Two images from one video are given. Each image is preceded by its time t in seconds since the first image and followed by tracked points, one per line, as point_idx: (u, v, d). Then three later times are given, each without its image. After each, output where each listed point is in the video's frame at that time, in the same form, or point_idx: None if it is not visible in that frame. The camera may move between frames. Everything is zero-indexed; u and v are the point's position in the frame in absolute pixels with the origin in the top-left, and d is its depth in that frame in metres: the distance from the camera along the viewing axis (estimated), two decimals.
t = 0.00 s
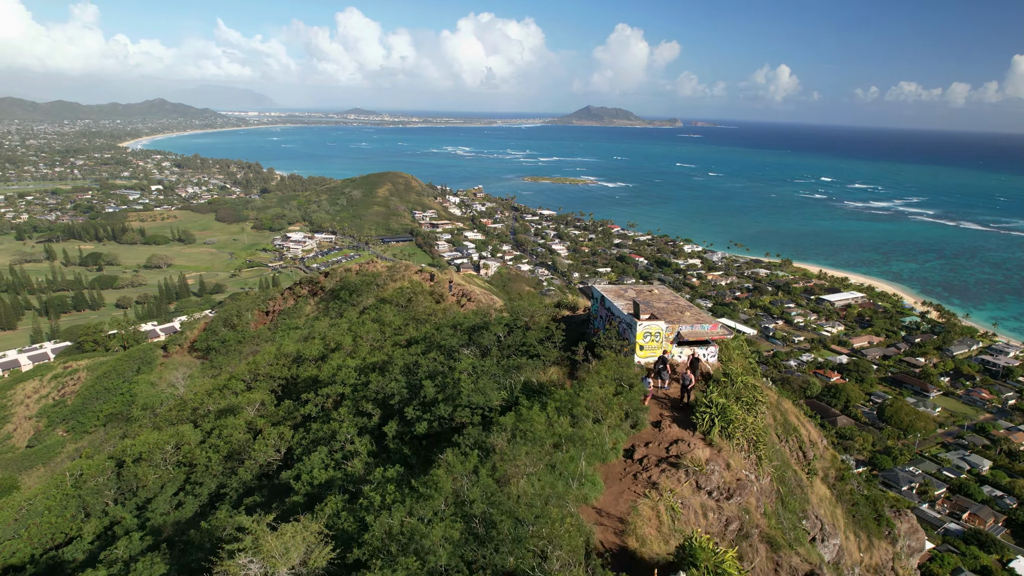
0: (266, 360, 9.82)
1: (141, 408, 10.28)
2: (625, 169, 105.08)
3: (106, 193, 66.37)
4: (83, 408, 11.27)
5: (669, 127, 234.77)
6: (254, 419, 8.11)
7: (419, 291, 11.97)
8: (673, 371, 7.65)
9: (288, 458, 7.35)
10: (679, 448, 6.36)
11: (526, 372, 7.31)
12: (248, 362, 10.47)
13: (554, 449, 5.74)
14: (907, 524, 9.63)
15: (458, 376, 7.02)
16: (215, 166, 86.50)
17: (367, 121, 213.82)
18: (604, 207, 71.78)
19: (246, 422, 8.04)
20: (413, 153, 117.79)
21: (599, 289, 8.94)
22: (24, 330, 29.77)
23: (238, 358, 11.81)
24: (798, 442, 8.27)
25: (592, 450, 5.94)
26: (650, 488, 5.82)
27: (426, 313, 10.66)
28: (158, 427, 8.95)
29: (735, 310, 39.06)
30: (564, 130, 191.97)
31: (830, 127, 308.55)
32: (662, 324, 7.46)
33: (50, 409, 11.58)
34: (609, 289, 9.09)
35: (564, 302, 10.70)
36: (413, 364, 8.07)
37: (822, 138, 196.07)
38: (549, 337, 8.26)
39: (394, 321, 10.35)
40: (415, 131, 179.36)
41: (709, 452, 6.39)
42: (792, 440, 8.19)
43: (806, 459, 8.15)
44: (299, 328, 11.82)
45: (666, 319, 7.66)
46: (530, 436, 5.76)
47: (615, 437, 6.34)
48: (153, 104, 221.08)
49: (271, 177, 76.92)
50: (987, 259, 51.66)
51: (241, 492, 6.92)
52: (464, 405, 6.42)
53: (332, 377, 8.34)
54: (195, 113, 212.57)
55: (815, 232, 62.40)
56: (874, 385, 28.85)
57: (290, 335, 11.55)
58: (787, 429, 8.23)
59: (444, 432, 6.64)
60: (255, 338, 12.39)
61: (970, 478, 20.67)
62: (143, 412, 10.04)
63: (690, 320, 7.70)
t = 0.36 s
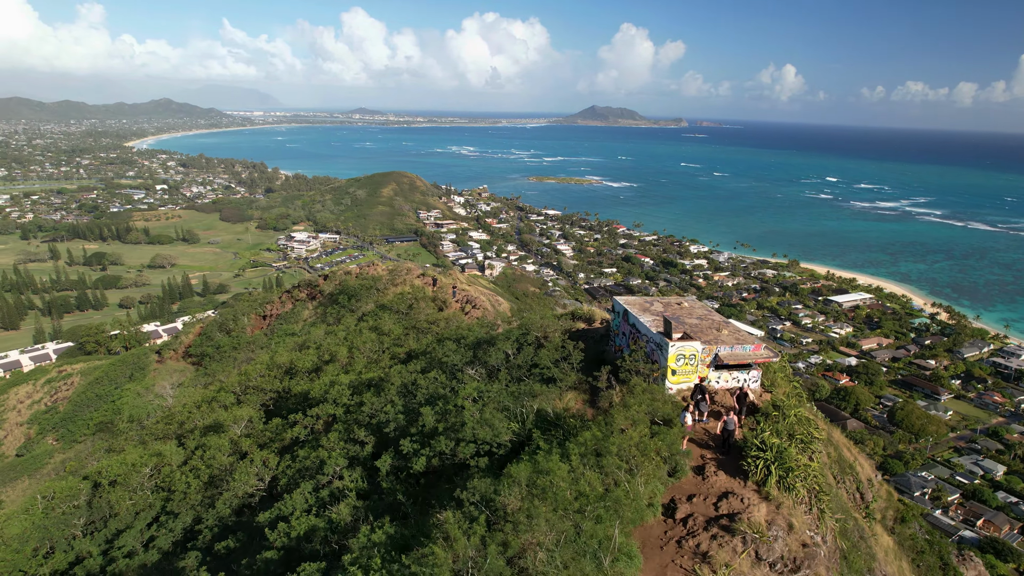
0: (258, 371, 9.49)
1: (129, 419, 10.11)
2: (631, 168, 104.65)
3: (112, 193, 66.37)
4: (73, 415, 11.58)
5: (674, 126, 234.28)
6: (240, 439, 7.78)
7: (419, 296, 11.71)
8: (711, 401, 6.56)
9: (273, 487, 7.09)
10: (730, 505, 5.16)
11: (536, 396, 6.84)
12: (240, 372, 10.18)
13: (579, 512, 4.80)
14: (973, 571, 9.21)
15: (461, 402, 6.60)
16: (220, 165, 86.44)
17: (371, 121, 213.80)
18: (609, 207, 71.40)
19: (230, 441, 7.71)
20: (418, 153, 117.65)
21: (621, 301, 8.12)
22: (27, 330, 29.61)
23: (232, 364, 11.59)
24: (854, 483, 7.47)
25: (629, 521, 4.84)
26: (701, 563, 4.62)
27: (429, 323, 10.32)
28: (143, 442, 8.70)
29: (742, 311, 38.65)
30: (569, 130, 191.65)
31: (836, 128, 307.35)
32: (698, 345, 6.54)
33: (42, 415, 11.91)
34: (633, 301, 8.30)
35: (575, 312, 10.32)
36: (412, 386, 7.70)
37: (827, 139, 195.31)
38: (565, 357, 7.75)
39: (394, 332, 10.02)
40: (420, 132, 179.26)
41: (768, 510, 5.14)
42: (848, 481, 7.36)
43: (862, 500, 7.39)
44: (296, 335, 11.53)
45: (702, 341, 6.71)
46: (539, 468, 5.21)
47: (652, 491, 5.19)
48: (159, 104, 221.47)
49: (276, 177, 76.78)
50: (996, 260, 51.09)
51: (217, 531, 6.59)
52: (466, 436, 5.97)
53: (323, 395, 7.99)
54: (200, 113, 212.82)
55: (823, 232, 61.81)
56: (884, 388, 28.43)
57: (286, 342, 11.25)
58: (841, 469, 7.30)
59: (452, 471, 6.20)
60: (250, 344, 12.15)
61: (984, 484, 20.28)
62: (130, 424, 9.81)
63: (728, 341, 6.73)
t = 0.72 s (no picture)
0: (255, 384, 9.24)
1: (126, 427, 10.08)
2: (641, 169, 104.11)
3: (124, 192, 66.55)
4: (71, 422, 11.70)
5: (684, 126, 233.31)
6: (229, 460, 7.59)
7: (424, 303, 11.41)
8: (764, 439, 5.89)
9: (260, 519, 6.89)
10: None
11: (556, 424, 6.32)
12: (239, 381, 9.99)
13: None
14: None
15: (469, 434, 6.15)
16: (231, 165, 86.67)
17: (382, 121, 214.21)
18: (620, 207, 70.96)
19: (218, 462, 7.53)
20: (428, 153, 117.64)
21: (653, 318, 7.59)
22: (38, 330, 29.68)
23: (233, 371, 11.52)
24: (934, 537, 5.60)
25: None
26: None
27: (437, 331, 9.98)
28: (133, 455, 8.59)
29: (755, 313, 38.17)
30: (579, 130, 191.20)
31: (848, 128, 305.04)
32: (749, 373, 5.89)
33: (41, 420, 12.05)
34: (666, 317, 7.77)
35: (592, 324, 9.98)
36: (414, 408, 7.33)
37: (840, 139, 193.69)
38: (589, 384, 7.22)
39: (399, 341, 9.65)
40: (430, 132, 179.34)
41: None
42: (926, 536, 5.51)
43: (943, 559, 5.47)
44: (300, 341, 11.24)
45: (753, 368, 6.07)
46: (564, 525, 4.58)
47: (708, 572, 4.25)
48: (170, 104, 222.71)
49: (287, 177, 76.87)
50: (1014, 262, 50.31)
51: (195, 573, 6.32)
52: (475, 471, 5.60)
53: (319, 417, 7.60)
54: (212, 112, 213.86)
55: (836, 233, 61.11)
56: (900, 392, 27.92)
57: (290, 348, 10.96)
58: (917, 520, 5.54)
59: (459, 520, 5.81)
60: (253, 351, 12.07)
61: (1005, 491, 19.79)
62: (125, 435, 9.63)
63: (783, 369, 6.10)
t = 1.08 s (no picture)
0: (245, 400, 8.37)
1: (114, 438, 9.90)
2: (650, 169, 103.61)
3: (133, 192, 66.69)
4: (63, 431, 11.66)
5: (693, 127, 232.46)
6: (208, 489, 6.56)
7: (427, 311, 11.01)
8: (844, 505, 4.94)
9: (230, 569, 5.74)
10: None
11: (579, 478, 5.62)
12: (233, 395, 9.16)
13: None
14: None
15: (473, 486, 5.05)
16: (240, 166, 86.86)
17: (390, 121, 214.50)
18: (629, 208, 70.53)
19: (196, 492, 6.48)
20: (436, 153, 117.57)
21: (693, 344, 6.92)
22: (45, 330, 29.65)
23: (230, 379, 11.38)
24: None
25: None
26: None
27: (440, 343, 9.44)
28: (116, 474, 7.56)
29: (766, 315, 37.66)
30: (587, 131, 190.81)
31: (858, 129, 303.41)
32: (822, 419, 5.05)
33: (35, 428, 12.10)
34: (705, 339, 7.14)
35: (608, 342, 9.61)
36: (412, 442, 6.40)
37: (850, 139, 192.56)
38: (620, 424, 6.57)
39: (399, 355, 8.89)
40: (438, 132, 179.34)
41: None
42: None
43: None
44: (297, 353, 10.69)
45: (824, 413, 5.22)
46: None
47: None
48: (180, 105, 224.01)
49: (295, 177, 76.89)
50: None
51: None
52: (483, 533, 4.50)
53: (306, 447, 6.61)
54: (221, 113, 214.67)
55: (847, 234, 60.45)
56: (915, 397, 27.34)
57: (286, 360, 10.44)
58: None
59: None
60: (247, 358, 11.94)
61: None
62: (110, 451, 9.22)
63: (861, 414, 5.25)
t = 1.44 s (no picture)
0: (228, 419, 7.89)
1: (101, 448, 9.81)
2: (655, 170, 103.19)
3: (137, 192, 66.68)
4: (48, 442, 11.54)
5: (698, 127, 231.67)
6: (177, 527, 6.07)
7: (427, 322, 10.65)
8: None
9: None
10: None
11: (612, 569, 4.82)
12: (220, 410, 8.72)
13: None
14: None
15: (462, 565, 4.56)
16: (245, 166, 86.85)
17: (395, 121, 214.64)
18: (634, 208, 70.21)
19: (164, 528, 6.02)
20: (441, 153, 117.52)
21: (751, 385, 6.53)
22: (47, 331, 29.52)
23: (220, 389, 11.19)
24: None
25: None
26: None
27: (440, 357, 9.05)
28: (88, 497, 7.05)
29: (774, 317, 37.29)
30: (592, 132, 190.40)
31: (864, 129, 301.99)
32: (937, 497, 4.59)
33: (21, 437, 11.98)
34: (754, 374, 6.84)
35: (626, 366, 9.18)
36: (403, 490, 5.85)
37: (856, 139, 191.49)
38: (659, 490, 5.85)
39: (394, 373, 8.34)
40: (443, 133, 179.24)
41: None
42: None
43: None
44: (289, 365, 10.26)
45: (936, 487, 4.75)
46: None
47: None
48: (185, 104, 224.78)
49: (299, 178, 76.80)
50: None
51: None
52: None
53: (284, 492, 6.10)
54: (227, 113, 215.12)
55: (854, 235, 59.94)
56: (926, 400, 26.90)
57: (278, 371, 10.05)
58: None
59: None
60: (239, 367, 11.81)
61: None
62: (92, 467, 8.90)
63: (982, 488, 4.79)
